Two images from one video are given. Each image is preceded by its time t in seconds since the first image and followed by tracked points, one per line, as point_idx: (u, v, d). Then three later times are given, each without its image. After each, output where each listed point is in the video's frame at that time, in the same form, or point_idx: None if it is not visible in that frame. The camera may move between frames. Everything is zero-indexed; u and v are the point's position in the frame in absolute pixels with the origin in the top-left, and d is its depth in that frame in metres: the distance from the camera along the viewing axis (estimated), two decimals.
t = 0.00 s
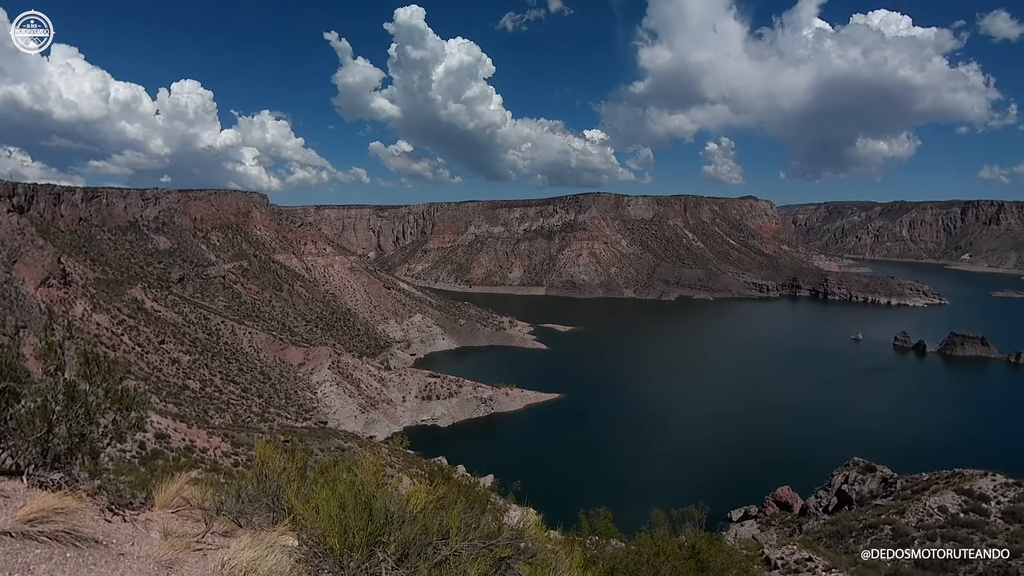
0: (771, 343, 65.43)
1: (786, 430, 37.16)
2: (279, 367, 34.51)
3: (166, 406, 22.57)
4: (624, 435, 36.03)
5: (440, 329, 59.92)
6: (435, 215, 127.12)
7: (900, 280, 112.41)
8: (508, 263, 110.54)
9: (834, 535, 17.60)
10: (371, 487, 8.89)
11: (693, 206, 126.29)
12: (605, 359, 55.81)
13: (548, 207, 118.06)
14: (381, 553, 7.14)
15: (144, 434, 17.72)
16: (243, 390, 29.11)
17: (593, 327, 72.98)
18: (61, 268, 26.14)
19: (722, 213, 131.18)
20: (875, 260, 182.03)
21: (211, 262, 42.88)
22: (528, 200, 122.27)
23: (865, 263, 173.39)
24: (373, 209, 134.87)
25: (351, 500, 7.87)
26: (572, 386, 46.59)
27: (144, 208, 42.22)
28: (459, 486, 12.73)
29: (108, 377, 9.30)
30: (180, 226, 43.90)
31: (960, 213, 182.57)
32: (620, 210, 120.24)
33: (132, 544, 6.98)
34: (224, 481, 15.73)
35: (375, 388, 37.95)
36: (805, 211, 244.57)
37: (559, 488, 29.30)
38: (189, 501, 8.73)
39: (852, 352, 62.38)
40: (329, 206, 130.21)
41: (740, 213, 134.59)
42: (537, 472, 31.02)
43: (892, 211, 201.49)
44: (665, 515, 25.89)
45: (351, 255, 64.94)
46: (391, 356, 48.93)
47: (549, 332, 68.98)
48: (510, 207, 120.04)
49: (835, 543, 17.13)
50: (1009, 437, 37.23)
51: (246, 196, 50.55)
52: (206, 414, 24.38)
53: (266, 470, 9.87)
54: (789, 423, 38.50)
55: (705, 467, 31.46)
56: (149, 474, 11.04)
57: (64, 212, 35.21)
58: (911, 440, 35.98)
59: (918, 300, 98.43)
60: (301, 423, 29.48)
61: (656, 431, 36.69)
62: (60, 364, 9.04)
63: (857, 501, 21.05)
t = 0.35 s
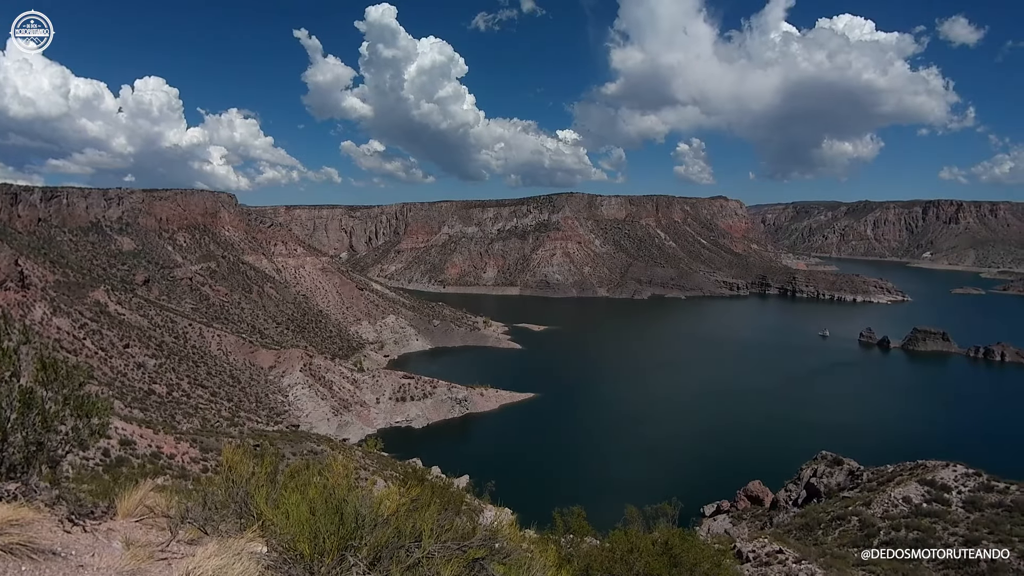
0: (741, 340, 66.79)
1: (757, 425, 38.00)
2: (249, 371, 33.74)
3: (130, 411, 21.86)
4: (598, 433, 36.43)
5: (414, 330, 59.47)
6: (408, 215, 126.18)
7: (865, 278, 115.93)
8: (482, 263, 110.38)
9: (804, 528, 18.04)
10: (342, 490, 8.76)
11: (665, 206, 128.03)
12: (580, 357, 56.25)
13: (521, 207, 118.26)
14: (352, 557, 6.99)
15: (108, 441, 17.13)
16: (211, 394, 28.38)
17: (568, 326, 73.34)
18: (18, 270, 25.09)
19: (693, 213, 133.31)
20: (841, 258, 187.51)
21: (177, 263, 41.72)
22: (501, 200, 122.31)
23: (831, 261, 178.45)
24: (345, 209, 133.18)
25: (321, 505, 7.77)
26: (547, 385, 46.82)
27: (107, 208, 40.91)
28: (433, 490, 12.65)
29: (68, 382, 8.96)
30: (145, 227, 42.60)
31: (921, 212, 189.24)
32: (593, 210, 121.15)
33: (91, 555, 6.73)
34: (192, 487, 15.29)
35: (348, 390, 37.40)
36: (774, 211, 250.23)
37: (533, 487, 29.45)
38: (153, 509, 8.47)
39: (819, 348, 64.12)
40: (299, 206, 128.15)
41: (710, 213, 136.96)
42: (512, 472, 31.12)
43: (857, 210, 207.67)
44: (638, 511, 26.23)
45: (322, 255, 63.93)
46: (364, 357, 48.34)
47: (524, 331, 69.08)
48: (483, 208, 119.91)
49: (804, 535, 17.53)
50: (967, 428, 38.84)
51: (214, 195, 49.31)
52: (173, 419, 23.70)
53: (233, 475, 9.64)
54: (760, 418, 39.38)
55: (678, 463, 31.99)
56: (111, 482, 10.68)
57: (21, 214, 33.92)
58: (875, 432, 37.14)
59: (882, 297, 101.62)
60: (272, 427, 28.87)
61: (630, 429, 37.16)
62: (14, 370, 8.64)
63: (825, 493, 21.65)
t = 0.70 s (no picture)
0: (714, 337, 68.04)
1: (730, 422, 38.66)
2: (218, 374, 32.92)
3: (94, 417, 21.11)
4: (574, 432, 36.63)
5: (388, 331, 58.93)
6: (381, 215, 124.92)
7: (831, 276, 119.05)
8: (456, 263, 109.97)
9: (774, 521, 18.45)
10: (314, 494, 8.61)
11: (638, 206, 129.47)
12: (556, 357, 56.55)
13: (496, 207, 118.23)
14: (324, 562, 6.87)
15: (70, 448, 16.50)
16: (179, 399, 27.62)
17: (543, 326, 73.53)
18: None
19: (665, 213, 135.10)
20: (809, 257, 192.45)
21: (142, 265, 40.49)
22: (475, 200, 122.09)
23: (800, 260, 182.84)
24: (317, 209, 131.20)
25: (292, 509, 7.63)
26: (523, 384, 46.93)
27: (68, 209, 39.52)
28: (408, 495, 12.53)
29: (25, 388, 8.59)
30: (109, 227, 41.26)
31: (886, 211, 195.19)
32: (567, 210, 121.82)
33: (50, 567, 6.47)
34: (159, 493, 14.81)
35: (321, 392, 36.79)
36: (744, 210, 255.48)
37: (509, 486, 29.48)
38: (117, 518, 8.20)
39: (789, 345, 65.63)
40: (269, 206, 125.82)
41: (683, 213, 138.98)
42: (487, 472, 31.10)
43: (824, 210, 213.28)
44: (613, 509, 26.44)
45: (294, 256, 62.85)
46: (337, 359, 47.70)
47: (500, 331, 69.01)
48: (457, 207, 119.50)
49: (776, 528, 17.88)
50: (930, 421, 40.13)
51: (181, 195, 48.01)
52: (140, 425, 22.99)
53: (201, 482, 9.38)
54: (732, 415, 40.07)
55: (652, 460, 32.33)
56: (73, 491, 10.28)
57: None
58: (844, 427, 38.09)
59: (848, 294, 104.48)
60: (242, 431, 28.24)
61: (605, 427, 37.45)
62: None
63: (795, 487, 22.17)
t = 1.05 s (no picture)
0: (688, 336, 69.15)
1: (705, 419, 39.22)
2: (188, 378, 32.06)
3: (57, 424, 20.34)
4: (552, 431, 36.71)
5: (362, 332, 58.29)
6: (355, 215, 123.45)
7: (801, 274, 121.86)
8: (432, 264, 109.31)
9: (748, 516, 18.79)
10: (287, 498, 8.45)
11: (613, 206, 130.65)
12: (533, 357, 56.74)
13: (471, 208, 118.00)
14: (296, 568, 6.76)
15: (32, 456, 15.86)
16: (148, 404, 26.83)
17: (520, 325, 73.62)
18: None
19: (639, 213, 136.61)
20: (780, 255, 196.89)
21: (108, 266, 39.24)
22: (451, 200, 121.63)
23: (771, 258, 186.86)
24: (289, 209, 129.10)
25: (264, 515, 7.48)
26: (500, 384, 46.88)
27: (29, 209, 38.09)
28: (383, 500, 12.43)
29: None
30: (72, 228, 39.89)
31: (853, 211, 200.63)
32: (542, 210, 122.23)
33: None
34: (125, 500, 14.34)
35: (294, 395, 36.15)
36: (717, 210, 260.30)
37: (486, 487, 29.43)
38: (81, 527, 7.92)
39: (762, 342, 67.02)
40: (240, 206, 123.38)
41: (657, 213, 140.70)
42: (464, 473, 30.99)
43: (794, 210, 218.37)
44: (590, 507, 26.59)
45: (266, 257, 61.66)
46: (311, 361, 46.98)
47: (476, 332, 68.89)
48: (433, 208, 118.86)
49: (750, 522, 18.24)
50: (899, 416, 41.29)
51: (148, 195, 46.68)
52: (106, 431, 22.27)
53: (170, 489, 9.12)
54: (708, 413, 40.65)
55: (629, 458, 32.64)
56: (34, 501, 9.88)
57: None
58: (816, 423, 38.97)
59: (817, 292, 107.08)
60: (214, 436, 27.59)
61: (583, 426, 37.66)
62: None
63: (768, 482, 22.63)
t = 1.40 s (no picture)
0: (666, 334, 70.04)
1: (683, 417, 39.80)
2: (161, 382, 31.30)
3: (23, 431, 19.67)
4: (532, 431, 36.77)
5: (340, 334, 57.66)
6: (332, 215, 122.04)
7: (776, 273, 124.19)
8: (410, 264, 108.61)
9: (725, 512, 19.09)
10: (262, 502, 8.29)
11: (591, 206, 131.44)
12: (514, 356, 56.83)
13: (449, 208, 117.61)
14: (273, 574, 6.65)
15: None
16: (119, 409, 26.11)
17: (499, 325, 73.66)
18: None
19: (617, 213, 137.72)
20: (755, 255, 200.55)
21: (76, 268, 38.10)
22: (429, 201, 121.04)
23: (747, 257, 190.20)
24: (265, 209, 127.16)
25: (239, 520, 7.37)
26: (480, 384, 46.81)
27: None
28: (361, 503, 12.28)
29: None
30: (38, 229, 38.64)
31: (826, 211, 205.22)
32: (521, 210, 122.41)
33: None
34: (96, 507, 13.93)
35: (271, 398, 35.54)
36: (694, 210, 264.20)
37: (466, 487, 29.36)
38: (47, 536, 7.66)
39: (738, 340, 68.16)
40: (213, 206, 121.14)
41: (634, 213, 142.00)
42: (443, 473, 30.86)
43: (769, 210, 222.63)
44: (569, 506, 26.69)
45: (240, 258, 60.52)
46: (288, 364, 46.29)
47: (455, 332, 68.68)
48: (411, 208, 118.11)
49: (727, 518, 18.51)
50: (872, 412, 42.26)
51: (119, 195, 45.51)
52: (75, 437, 21.61)
53: (138, 495, 8.85)
54: (686, 410, 41.23)
55: (609, 457, 32.83)
56: None
57: None
58: (791, 419, 39.79)
59: (792, 290, 109.19)
60: (188, 440, 27.00)
61: (562, 425, 37.80)
62: None
63: (745, 478, 23.02)
